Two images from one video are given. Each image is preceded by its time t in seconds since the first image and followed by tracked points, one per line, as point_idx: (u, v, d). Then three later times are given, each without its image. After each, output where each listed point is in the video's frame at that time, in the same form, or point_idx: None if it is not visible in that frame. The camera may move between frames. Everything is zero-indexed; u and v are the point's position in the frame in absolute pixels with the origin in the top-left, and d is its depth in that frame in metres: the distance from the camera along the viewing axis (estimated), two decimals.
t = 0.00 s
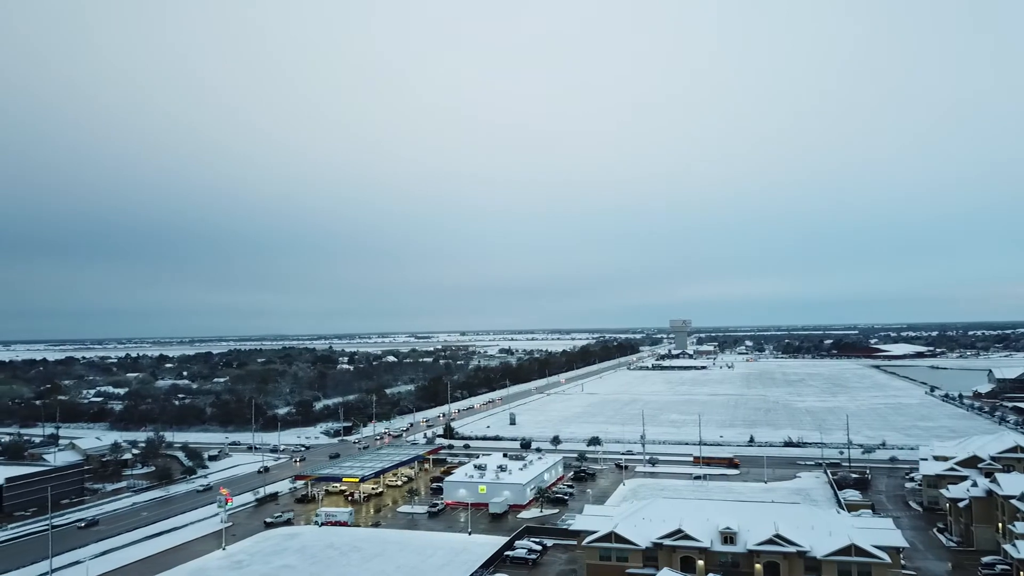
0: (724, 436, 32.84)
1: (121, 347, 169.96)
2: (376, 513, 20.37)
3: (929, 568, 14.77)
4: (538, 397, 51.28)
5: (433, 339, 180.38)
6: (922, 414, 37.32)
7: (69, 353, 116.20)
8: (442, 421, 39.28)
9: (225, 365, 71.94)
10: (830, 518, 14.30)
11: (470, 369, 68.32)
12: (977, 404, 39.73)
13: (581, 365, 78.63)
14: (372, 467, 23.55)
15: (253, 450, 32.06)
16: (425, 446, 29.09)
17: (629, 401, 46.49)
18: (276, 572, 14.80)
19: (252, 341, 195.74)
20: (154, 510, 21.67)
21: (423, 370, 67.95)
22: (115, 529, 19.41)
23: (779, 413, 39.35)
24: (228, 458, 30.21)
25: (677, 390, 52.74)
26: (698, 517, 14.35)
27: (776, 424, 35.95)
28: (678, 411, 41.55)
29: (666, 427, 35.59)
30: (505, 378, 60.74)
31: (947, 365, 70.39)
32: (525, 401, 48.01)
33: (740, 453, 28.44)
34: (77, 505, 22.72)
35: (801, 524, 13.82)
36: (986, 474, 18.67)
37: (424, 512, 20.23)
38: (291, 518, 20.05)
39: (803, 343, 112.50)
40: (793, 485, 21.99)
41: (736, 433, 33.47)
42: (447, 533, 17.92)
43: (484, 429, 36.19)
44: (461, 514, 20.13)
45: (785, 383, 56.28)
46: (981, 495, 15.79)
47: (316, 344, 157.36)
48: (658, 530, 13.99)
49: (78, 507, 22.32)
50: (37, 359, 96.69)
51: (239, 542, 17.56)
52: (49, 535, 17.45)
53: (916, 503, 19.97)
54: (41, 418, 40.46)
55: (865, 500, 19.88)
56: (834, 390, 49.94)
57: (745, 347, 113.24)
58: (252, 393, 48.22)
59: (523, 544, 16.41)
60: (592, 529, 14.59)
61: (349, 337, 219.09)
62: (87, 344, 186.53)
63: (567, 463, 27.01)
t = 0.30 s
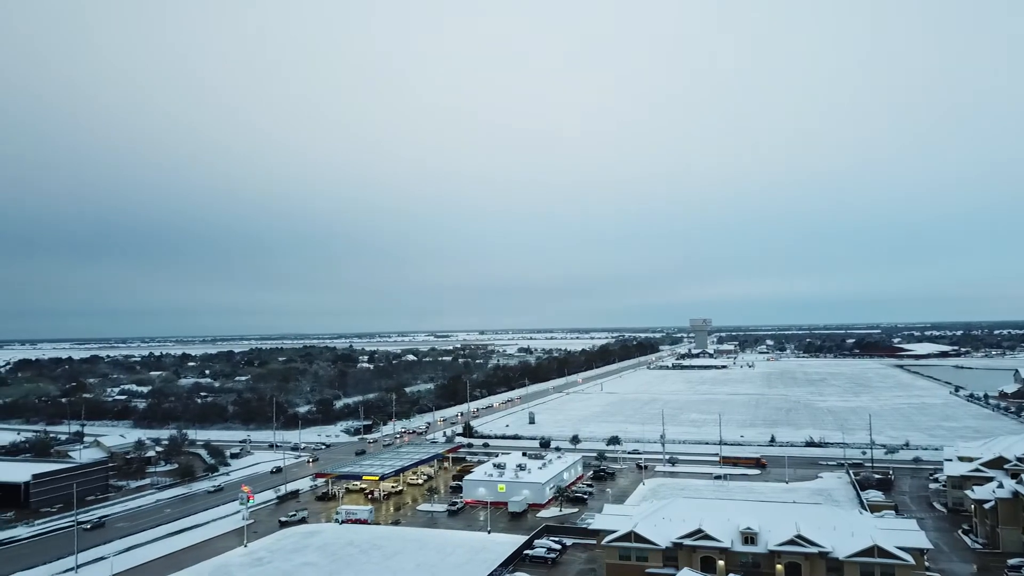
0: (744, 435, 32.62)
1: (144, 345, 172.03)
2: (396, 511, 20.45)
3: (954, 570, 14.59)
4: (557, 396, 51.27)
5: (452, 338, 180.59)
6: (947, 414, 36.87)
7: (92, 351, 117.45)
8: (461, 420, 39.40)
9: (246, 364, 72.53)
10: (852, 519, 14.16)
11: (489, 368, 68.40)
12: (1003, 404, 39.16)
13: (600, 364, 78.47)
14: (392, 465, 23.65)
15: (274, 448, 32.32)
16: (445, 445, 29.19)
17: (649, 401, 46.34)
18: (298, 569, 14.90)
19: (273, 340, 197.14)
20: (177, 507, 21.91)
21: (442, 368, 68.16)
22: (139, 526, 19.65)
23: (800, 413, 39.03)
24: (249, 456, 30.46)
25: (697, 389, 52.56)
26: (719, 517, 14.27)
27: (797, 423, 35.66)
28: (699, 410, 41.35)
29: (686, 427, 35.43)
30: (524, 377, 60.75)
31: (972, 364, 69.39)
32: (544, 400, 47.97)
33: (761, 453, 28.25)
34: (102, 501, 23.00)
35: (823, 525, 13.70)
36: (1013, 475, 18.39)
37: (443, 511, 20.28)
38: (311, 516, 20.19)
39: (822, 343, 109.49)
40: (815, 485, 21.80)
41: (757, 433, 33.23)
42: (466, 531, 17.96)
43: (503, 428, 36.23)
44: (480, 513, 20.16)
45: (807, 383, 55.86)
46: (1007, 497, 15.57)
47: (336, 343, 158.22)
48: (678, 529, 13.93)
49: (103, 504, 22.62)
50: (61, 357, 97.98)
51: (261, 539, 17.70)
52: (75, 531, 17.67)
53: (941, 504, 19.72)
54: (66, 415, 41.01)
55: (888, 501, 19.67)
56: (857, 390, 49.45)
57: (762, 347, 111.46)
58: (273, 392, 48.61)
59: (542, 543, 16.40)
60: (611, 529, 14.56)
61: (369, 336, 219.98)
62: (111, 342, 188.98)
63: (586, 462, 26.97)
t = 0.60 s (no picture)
0: (765, 435, 32.39)
1: (168, 343, 174.12)
2: (415, 509, 20.54)
3: (979, 572, 14.39)
4: (577, 395, 51.19)
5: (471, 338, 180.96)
6: (972, 414, 36.36)
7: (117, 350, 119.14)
8: (481, 419, 39.44)
9: (267, 363, 73.15)
10: (875, 519, 14.02)
11: (508, 366, 68.54)
12: None
13: (620, 363, 78.32)
14: (411, 463, 23.75)
15: (295, 446, 32.57)
16: (464, 443, 29.27)
17: (669, 400, 46.17)
18: (318, 566, 15.00)
19: (294, 339, 198.67)
20: (199, 504, 22.14)
21: (462, 367, 68.35)
22: (162, 522, 19.88)
23: (822, 412, 38.71)
24: (271, 454, 30.72)
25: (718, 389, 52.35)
26: (739, 517, 14.19)
27: (819, 423, 35.37)
28: (719, 409, 41.12)
29: (707, 426, 35.26)
30: (543, 376, 60.76)
31: (997, 364, 68.37)
32: (563, 399, 47.96)
33: (782, 452, 28.04)
34: (126, 498, 23.31)
35: (845, 525, 13.59)
36: None
37: (463, 509, 20.32)
38: (332, 514, 20.33)
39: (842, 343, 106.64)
40: (837, 485, 21.61)
41: (779, 433, 33.00)
42: (486, 530, 17.99)
43: (522, 427, 36.28)
44: (500, 511, 20.19)
45: (829, 382, 55.33)
46: None
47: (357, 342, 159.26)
48: (699, 529, 13.87)
49: (127, 500, 22.91)
50: (86, 356, 99.40)
51: (282, 536, 17.85)
52: (100, 527, 17.91)
53: (965, 506, 19.48)
54: (91, 413, 41.57)
55: (912, 502, 19.46)
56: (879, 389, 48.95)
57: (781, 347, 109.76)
58: (294, 390, 49.01)
59: (562, 542, 16.40)
60: (631, 528, 14.53)
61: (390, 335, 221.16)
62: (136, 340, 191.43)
63: (606, 461, 26.91)
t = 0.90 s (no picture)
0: (786, 435, 32.16)
1: (190, 342, 176.04)
2: (435, 507, 20.62)
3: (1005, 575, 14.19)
4: (596, 394, 51.17)
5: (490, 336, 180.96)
6: (998, 414, 35.84)
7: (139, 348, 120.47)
8: (501, 418, 39.50)
9: (288, 361, 73.82)
10: (898, 520, 13.88)
11: (527, 365, 68.52)
12: None
13: (639, 362, 78.07)
14: (431, 462, 23.85)
15: (315, 444, 32.82)
16: (484, 442, 29.34)
17: (689, 399, 45.95)
18: (339, 563, 15.10)
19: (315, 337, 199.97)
20: (222, 501, 22.39)
21: (481, 366, 68.51)
22: (186, 519, 20.11)
23: (844, 412, 38.34)
24: (292, 452, 30.97)
25: (738, 388, 51.98)
26: (760, 517, 14.11)
27: (841, 423, 35.03)
28: (740, 409, 40.86)
29: (727, 426, 35.07)
30: (562, 375, 60.70)
31: None
32: (582, 399, 47.89)
33: (804, 453, 27.82)
34: (150, 495, 23.60)
35: (867, 526, 13.47)
36: None
37: (482, 507, 20.38)
38: (352, 512, 20.46)
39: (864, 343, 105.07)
40: (860, 486, 21.41)
41: (801, 432, 32.74)
42: (505, 528, 18.02)
43: (541, 426, 36.29)
44: (519, 510, 20.21)
45: (851, 382, 54.81)
46: None
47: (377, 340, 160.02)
48: (719, 529, 13.80)
49: (152, 497, 23.23)
50: (111, 354, 101.16)
51: (303, 533, 17.99)
52: (124, 523, 18.15)
53: (991, 507, 19.21)
54: (116, 411, 42.15)
55: (936, 503, 19.23)
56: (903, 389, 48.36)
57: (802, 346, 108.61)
58: (315, 389, 49.34)
59: (581, 541, 16.40)
60: (651, 527, 14.49)
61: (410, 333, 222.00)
62: (159, 339, 193.58)
63: (625, 460, 26.85)
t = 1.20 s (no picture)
0: (808, 435, 31.89)
1: (213, 341, 177.91)
2: (455, 506, 20.66)
3: None
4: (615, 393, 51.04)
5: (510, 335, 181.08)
6: None
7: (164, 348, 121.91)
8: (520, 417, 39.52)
9: (309, 360, 74.36)
10: (922, 522, 13.73)
11: (547, 364, 68.54)
12: None
13: (659, 361, 77.78)
14: (450, 461, 23.90)
15: (336, 442, 33.02)
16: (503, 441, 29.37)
17: (709, 399, 45.69)
18: (359, 561, 15.18)
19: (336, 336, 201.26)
20: (244, 498, 22.58)
21: (500, 365, 68.60)
22: (208, 516, 20.29)
23: (867, 412, 37.94)
24: (312, 450, 31.18)
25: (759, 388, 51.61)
26: (782, 517, 14.01)
27: (864, 423, 34.67)
28: (761, 409, 40.58)
29: (748, 426, 34.85)
30: (581, 374, 60.61)
31: None
32: (601, 398, 47.79)
33: (826, 453, 27.56)
34: (173, 492, 23.85)
35: (891, 527, 13.33)
36: None
37: (502, 506, 20.39)
38: (372, 510, 20.56)
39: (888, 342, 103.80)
40: (883, 487, 21.17)
41: (823, 433, 32.44)
42: (525, 527, 18.03)
43: (560, 425, 36.25)
44: (539, 509, 20.21)
45: (875, 381, 54.23)
46: None
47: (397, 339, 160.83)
48: (739, 529, 13.73)
49: (174, 494, 23.48)
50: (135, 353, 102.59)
51: (323, 531, 18.10)
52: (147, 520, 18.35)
53: (1017, 509, 18.92)
54: (140, 408, 42.66)
55: (961, 504, 18.98)
56: (927, 389, 47.75)
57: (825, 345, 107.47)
58: (335, 387, 49.64)
59: (601, 540, 16.36)
60: (671, 527, 14.43)
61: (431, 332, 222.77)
62: (182, 338, 195.83)
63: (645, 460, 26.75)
